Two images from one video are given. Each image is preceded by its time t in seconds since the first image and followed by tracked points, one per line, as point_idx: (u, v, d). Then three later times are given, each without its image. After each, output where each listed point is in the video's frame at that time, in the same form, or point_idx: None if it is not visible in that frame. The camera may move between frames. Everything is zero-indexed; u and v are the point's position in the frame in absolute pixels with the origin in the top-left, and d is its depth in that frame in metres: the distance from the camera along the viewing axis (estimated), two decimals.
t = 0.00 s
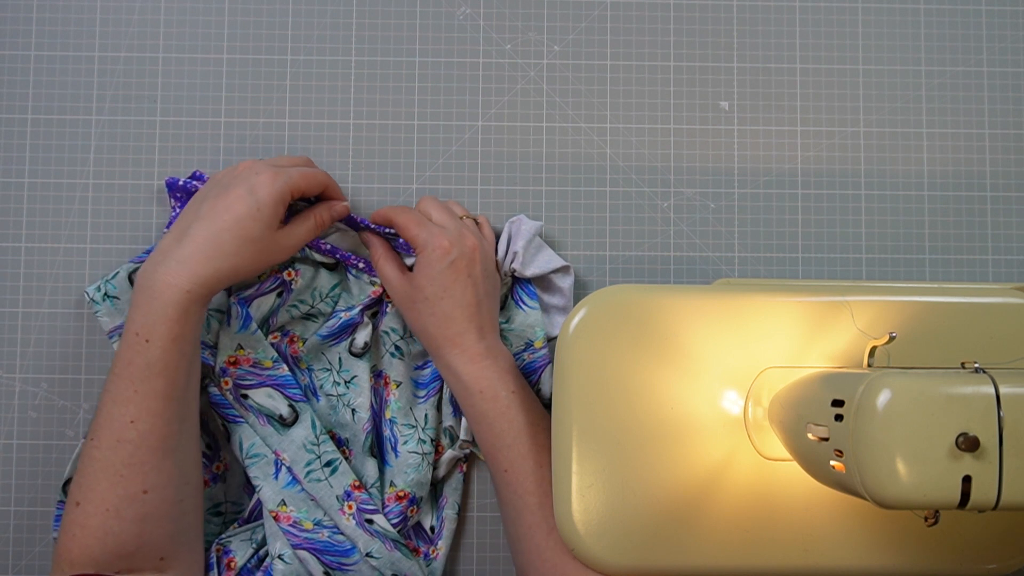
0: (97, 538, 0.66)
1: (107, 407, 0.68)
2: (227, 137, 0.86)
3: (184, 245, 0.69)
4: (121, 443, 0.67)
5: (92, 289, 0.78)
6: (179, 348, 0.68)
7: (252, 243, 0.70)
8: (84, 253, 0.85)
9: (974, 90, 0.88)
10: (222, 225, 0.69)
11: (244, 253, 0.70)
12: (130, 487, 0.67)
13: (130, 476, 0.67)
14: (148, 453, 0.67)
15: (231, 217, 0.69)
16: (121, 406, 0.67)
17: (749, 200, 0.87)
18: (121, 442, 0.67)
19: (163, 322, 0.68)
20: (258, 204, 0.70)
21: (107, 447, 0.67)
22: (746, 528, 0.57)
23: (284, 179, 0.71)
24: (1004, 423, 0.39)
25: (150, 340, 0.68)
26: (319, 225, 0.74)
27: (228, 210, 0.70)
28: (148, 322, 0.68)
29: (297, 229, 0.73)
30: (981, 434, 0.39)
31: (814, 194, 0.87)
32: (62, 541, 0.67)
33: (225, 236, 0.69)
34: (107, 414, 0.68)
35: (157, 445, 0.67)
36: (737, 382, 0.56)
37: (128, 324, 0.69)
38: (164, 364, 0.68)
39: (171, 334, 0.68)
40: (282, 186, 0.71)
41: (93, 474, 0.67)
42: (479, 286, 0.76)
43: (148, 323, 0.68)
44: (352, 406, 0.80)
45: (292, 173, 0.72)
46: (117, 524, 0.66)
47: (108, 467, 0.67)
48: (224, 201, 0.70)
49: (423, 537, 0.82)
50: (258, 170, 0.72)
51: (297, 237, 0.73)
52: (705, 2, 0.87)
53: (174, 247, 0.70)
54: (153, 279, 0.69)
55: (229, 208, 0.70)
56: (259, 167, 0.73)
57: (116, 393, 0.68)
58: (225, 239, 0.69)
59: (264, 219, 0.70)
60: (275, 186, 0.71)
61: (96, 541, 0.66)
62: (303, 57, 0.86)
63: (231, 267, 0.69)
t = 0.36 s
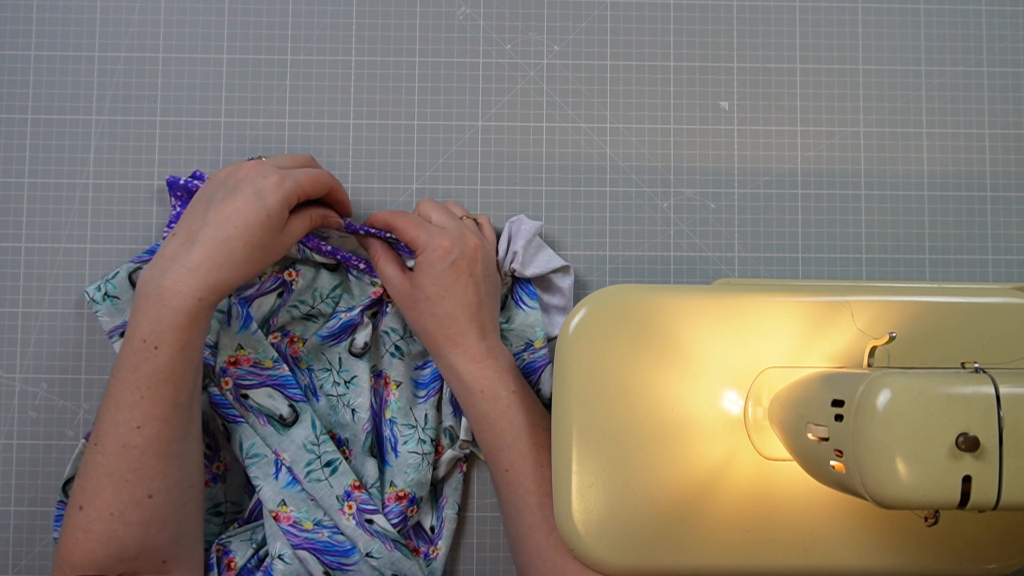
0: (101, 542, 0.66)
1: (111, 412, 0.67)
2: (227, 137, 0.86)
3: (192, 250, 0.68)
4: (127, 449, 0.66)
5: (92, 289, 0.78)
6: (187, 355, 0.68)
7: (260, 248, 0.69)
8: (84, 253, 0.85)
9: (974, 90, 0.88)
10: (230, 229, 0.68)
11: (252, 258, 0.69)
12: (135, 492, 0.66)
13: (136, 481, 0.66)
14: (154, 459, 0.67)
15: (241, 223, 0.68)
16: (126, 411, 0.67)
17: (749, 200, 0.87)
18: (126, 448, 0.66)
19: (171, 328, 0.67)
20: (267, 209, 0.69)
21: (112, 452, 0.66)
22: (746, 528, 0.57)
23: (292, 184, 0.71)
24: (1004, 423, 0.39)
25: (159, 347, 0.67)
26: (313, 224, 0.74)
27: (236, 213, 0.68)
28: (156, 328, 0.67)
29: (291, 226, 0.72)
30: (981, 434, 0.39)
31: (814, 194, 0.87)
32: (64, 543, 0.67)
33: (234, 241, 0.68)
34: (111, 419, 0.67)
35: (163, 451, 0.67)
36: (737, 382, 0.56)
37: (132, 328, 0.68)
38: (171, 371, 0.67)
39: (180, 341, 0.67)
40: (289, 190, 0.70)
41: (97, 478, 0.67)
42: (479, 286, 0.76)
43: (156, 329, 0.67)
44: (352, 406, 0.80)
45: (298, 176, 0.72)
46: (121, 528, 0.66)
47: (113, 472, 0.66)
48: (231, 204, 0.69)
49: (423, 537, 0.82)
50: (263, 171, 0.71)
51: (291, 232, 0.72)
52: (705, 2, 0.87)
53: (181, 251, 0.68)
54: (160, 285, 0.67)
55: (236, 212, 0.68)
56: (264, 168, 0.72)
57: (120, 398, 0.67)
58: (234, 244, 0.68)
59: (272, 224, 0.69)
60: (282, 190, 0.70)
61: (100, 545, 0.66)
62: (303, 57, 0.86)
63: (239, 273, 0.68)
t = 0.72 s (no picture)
0: (98, 548, 0.66)
1: (104, 419, 0.67)
2: (227, 137, 0.86)
3: (184, 254, 0.67)
4: (122, 455, 0.66)
5: (96, 285, 0.78)
6: (181, 361, 0.67)
7: (254, 254, 0.69)
8: (84, 253, 0.85)
9: (974, 90, 0.88)
10: (224, 235, 0.68)
11: (246, 263, 0.69)
12: (130, 498, 0.66)
13: (131, 487, 0.66)
14: (149, 465, 0.66)
15: (234, 227, 0.68)
16: (120, 418, 0.66)
17: (749, 200, 0.87)
18: (121, 454, 0.66)
19: (164, 334, 0.66)
20: (260, 214, 0.69)
21: (106, 459, 0.66)
22: (746, 528, 0.57)
23: (284, 189, 0.71)
24: (1004, 423, 0.39)
25: (152, 354, 0.66)
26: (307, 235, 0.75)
27: (230, 218, 0.68)
28: (149, 335, 0.66)
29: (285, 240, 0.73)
30: (981, 434, 0.39)
31: (814, 194, 0.87)
32: (61, 547, 0.67)
33: (228, 246, 0.68)
34: (105, 424, 0.67)
35: (159, 457, 0.67)
36: (737, 382, 0.56)
37: (124, 335, 0.67)
38: (164, 378, 0.66)
39: (174, 348, 0.67)
40: (282, 197, 0.71)
41: (93, 484, 0.66)
42: (481, 286, 0.76)
43: (149, 335, 0.66)
44: (353, 406, 0.80)
45: (290, 182, 0.72)
46: (118, 534, 0.66)
47: (108, 479, 0.66)
48: (225, 210, 0.69)
49: (423, 537, 0.82)
50: (255, 176, 0.71)
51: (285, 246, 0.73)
52: (705, 2, 0.87)
53: (172, 255, 0.68)
54: (151, 290, 0.67)
55: (231, 217, 0.68)
56: (256, 173, 0.72)
57: (113, 405, 0.66)
58: (228, 249, 0.68)
59: (266, 230, 0.70)
60: (276, 196, 0.70)
61: (96, 550, 0.66)
62: (303, 57, 0.86)
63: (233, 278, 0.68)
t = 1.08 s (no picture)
0: (101, 548, 0.65)
1: (109, 418, 0.66)
2: (227, 137, 0.86)
3: (190, 254, 0.67)
4: (126, 454, 0.66)
5: (96, 285, 0.78)
6: (187, 360, 0.67)
7: (259, 251, 0.70)
8: (84, 253, 0.85)
9: (974, 90, 0.88)
10: (229, 233, 0.68)
11: (250, 261, 0.69)
12: (134, 497, 0.66)
13: (135, 487, 0.66)
14: (154, 464, 0.66)
15: (239, 226, 0.68)
16: (125, 417, 0.66)
17: (749, 200, 0.87)
18: (126, 454, 0.66)
19: (171, 334, 0.66)
20: (264, 211, 0.70)
21: (111, 458, 0.66)
22: (746, 528, 0.57)
23: (287, 185, 0.71)
24: (1004, 423, 0.39)
25: (157, 354, 0.66)
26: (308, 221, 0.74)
27: (235, 217, 0.69)
28: (155, 334, 0.66)
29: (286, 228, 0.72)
30: (980, 434, 0.39)
31: (814, 194, 0.87)
32: (62, 547, 0.66)
33: (233, 244, 0.68)
34: (109, 423, 0.66)
35: (164, 457, 0.66)
36: (737, 382, 0.56)
37: (129, 333, 0.67)
38: (171, 377, 0.66)
39: (180, 347, 0.66)
40: (285, 193, 0.71)
41: (96, 483, 0.66)
42: (480, 285, 0.76)
43: (155, 335, 0.66)
44: (353, 406, 0.80)
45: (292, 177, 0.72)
46: (121, 534, 0.65)
47: (112, 478, 0.65)
48: (228, 208, 0.69)
49: (423, 537, 0.82)
50: (254, 173, 0.71)
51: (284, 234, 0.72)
52: (705, 2, 0.87)
53: (176, 255, 0.68)
54: (157, 289, 0.66)
55: (235, 216, 0.69)
56: (255, 169, 0.72)
57: (118, 404, 0.66)
58: (234, 247, 0.68)
59: (271, 227, 0.70)
60: (280, 193, 0.71)
61: (100, 550, 0.65)
62: (303, 57, 0.86)
63: (238, 277, 0.69)
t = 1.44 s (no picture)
0: (102, 543, 0.64)
1: (111, 411, 0.66)
2: (227, 137, 0.86)
3: (191, 247, 0.68)
4: (129, 448, 0.65)
5: (93, 287, 0.78)
6: (190, 353, 0.67)
7: (259, 240, 0.71)
8: (84, 253, 0.85)
9: (974, 90, 0.88)
10: (229, 224, 0.69)
11: (252, 250, 0.70)
12: (136, 491, 0.65)
13: (137, 480, 0.65)
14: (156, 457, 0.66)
15: (239, 217, 0.69)
16: (127, 410, 0.66)
17: (749, 200, 0.87)
18: (128, 447, 0.65)
19: (175, 326, 0.66)
20: (262, 201, 0.71)
21: (112, 450, 0.65)
22: (746, 528, 0.57)
23: (281, 172, 0.72)
24: (1004, 423, 0.39)
25: (161, 346, 0.66)
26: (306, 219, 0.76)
27: (234, 208, 0.70)
28: (159, 327, 0.66)
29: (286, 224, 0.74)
30: (981, 434, 0.39)
31: (814, 194, 0.87)
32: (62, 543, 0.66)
33: (234, 234, 0.69)
34: (111, 416, 0.66)
35: (165, 450, 0.66)
36: (738, 382, 0.56)
37: (132, 327, 0.67)
38: (174, 370, 0.66)
39: (184, 340, 0.67)
40: (280, 181, 0.72)
41: (97, 477, 0.65)
42: (473, 286, 0.76)
43: (159, 328, 0.66)
44: (353, 405, 0.80)
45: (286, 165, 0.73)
46: (122, 528, 0.65)
47: (114, 470, 0.65)
48: (227, 200, 0.70)
49: (423, 537, 0.82)
50: (249, 163, 0.72)
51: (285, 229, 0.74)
52: (705, 2, 0.87)
53: (179, 248, 0.69)
54: (161, 281, 0.67)
55: (234, 207, 0.70)
56: (249, 160, 0.73)
57: (120, 397, 0.66)
58: (235, 237, 0.69)
59: (270, 215, 0.71)
60: (275, 181, 0.72)
61: (100, 544, 0.64)
62: (303, 57, 0.86)
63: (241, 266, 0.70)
